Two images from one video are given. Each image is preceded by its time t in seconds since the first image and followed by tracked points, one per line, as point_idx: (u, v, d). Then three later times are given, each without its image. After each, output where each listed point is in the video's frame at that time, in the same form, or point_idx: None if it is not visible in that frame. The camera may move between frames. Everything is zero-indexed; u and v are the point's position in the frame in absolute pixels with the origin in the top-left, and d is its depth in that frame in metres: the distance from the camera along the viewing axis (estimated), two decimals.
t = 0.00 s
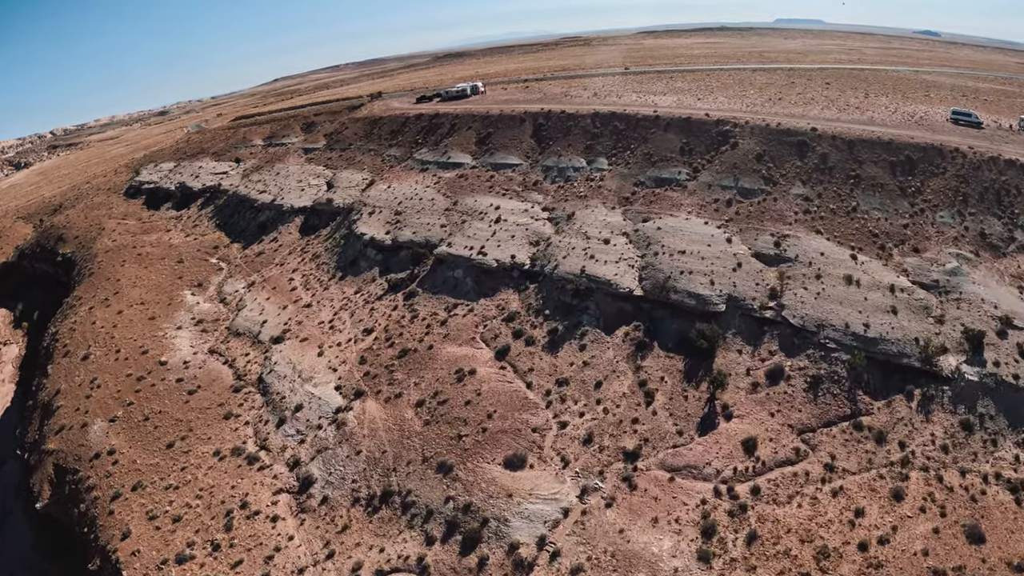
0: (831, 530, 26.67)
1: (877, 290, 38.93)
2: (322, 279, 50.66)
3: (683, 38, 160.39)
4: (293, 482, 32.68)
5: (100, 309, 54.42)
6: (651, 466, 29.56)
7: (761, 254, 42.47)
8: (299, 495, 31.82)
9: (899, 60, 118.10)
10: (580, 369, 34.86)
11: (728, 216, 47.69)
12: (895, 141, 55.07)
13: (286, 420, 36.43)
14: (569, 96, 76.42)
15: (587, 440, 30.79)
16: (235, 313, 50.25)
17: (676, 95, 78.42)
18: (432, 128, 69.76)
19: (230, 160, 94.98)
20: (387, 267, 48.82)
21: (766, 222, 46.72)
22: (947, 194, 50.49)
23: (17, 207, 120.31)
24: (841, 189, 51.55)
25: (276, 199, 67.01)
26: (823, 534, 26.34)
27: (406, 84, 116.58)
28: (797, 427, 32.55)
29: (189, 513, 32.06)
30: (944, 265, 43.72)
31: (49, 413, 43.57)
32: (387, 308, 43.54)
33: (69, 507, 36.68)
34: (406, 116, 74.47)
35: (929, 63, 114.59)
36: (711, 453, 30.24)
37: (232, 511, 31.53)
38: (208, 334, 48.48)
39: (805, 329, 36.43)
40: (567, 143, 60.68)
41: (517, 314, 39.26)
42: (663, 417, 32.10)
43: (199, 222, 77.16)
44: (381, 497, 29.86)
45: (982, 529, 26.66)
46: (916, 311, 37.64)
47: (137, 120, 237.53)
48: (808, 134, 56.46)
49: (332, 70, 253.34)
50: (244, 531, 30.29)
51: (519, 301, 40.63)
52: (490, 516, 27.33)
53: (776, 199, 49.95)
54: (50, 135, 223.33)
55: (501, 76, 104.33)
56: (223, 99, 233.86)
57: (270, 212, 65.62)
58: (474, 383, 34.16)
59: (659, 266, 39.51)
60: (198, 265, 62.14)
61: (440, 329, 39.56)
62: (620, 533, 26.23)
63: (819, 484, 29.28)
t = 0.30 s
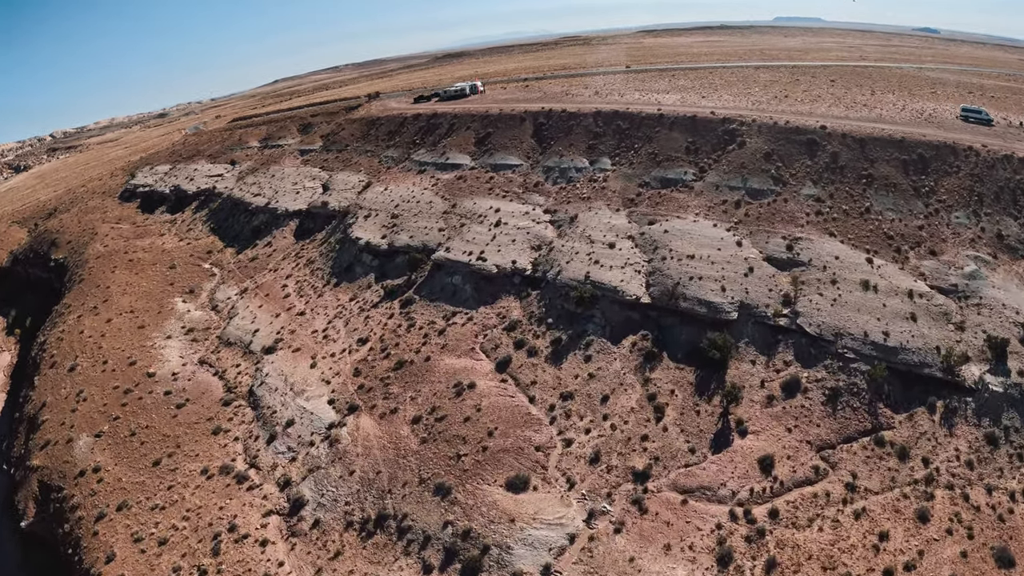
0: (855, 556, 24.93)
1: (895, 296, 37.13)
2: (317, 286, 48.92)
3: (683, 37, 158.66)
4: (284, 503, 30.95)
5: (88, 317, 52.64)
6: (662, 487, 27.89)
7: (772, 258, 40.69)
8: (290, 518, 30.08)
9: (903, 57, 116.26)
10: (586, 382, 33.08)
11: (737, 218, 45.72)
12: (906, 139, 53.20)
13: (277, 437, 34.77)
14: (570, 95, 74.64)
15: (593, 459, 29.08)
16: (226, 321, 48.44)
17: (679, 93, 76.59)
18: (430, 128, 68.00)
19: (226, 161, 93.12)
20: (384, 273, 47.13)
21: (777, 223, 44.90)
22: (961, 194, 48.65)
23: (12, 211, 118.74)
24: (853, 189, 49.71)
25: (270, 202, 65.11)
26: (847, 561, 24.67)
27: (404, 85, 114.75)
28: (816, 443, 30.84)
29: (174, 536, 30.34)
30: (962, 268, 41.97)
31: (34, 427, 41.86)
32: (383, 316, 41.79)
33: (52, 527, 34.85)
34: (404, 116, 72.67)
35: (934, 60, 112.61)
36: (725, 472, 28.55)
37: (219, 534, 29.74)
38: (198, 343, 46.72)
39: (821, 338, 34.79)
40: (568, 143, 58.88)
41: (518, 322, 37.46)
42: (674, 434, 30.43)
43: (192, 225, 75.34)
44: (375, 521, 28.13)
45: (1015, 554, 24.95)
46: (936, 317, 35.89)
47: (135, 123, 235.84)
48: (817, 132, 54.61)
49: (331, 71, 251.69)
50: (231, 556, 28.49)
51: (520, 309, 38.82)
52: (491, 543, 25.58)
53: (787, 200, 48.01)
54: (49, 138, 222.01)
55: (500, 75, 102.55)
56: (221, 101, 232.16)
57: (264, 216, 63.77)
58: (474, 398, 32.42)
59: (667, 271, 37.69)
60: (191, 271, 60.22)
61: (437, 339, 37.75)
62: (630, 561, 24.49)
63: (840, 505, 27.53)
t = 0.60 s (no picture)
0: None
1: (917, 304, 35.28)
2: (313, 294, 47.23)
3: (686, 36, 156.71)
4: (276, 528, 29.19)
5: (78, 327, 50.84)
6: (676, 513, 26.14)
7: (787, 264, 38.85)
8: (282, 544, 28.30)
9: (909, 54, 114.27)
10: (594, 398, 31.33)
11: (749, 221, 43.77)
12: (922, 138, 51.18)
13: (270, 456, 33.06)
14: (572, 95, 72.81)
15: (603, 482, 27.33)
16: (219, 331, 46.70)
17: (684, 92, 74.69)
18: (430, 130, 66.27)
19: (222, 164, 91.41)
20: (382, 281, 45.45)
21: (791, 226, 42.98)
22: (980, 195, 46.72)
23: (9, 217, 117.32)
24: (868, 190, 47.80)
25: (266, 206, 63.19)
26: None
27: (404, 85, 113.10)
28: (838, 463, 29.05)
29: (161, 563, 28.59)
30: (984, 274, 40.13)
31: (20, 443, 39.98)
32: (381, 327, 40.09)
33: (37, 549, 32.94)
34: (403, 117, 70.88)
35: (942, 57, 110.43)
36: (743, 496, 26.79)
37: (207, 562, 27.96)
38: (190, 355, 45.02)
39: (842, 349, 33.02)
40: (572, 144, 57.07)
41: (522, 333, 35.71)
42: (689, 454, 28.70)
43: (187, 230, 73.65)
44: (372, 549, 26.31)
45: None
46: (962, 326, 34.03)
47: (135, 125, 234.33)
48: (830, 131, 52.62)
49: (331, 73, 250.27)
50: None
51: (524, 319, 37.02)
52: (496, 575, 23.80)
53: (800, 202, 46.06)
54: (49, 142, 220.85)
55: (501, 75, 100.75)
56: (221, 103, 230.61)
57: (259, 221, 62.00)
58: (476, 416, 30.68)
59: (678, 278, 35.85)
60: (185, 278, 58.36)
61: (437, 352, 35.98)
62: None
63: (867, 531, 25.75)
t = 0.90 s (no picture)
0: None
1: (942, 315, 33.39)
2: (308, 303, 45.55)
3: (689, 36, 154.84)
4: (266, 556, 27.39)
5: (67, 337, 49.12)
6: (693, 543, 24.33)
7: (804, 272, 36.99)
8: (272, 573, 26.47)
9: (916, 53, 112.22)
10: (603, 417, 29.57)
11: (762, 226, 41.84)
12: (938, 139, 49.21)
13: (261, 477, 31.35)
14: (576, 95, 71.04)
15: (614, 510, 25.56)
16: (212, 341, 45.00)
17: (690, 91, 72.79)
18: (430, 131, 64.55)
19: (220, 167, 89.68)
20: (380, 290, 43.79)
21: (807, 231, 41.06)
22: (999, 198, 44.77)
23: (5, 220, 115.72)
24: (885, 194, 45.87)
25: (262, 210, 61.40)
26: None
27: (404, 86, 111.39)
28: (863, 487, 27.24)
29: None
30: (1008, 282, 38.28)
31: (5, 460, 38.11)
32: (378, 338, 38.37)
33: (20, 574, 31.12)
34: (403, 118, 69.11)
35: (950, 55, 108.28)
36: (764, 524, 24.98)
37: None
38: (181, 367, 43.30)
39: (864, 364, 31.23)
40: (576, 145, 55.30)
41: (527, 347, 33.96)
42: (704, 478, 26.95)
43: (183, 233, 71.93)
44: None
45: None
46: (989, 338, 32.19)
47: (136, 128, 233.19)
48: (843, 131, 50.66)
49: (332, 74, 248.90)
50: None
51: (528, 332, 35.25)
52: None
53: (815, 206, 44.09)
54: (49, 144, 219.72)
55: (502, 76, 99.00)
56: (221, 105, 229.23)
57: (255, 225, 60.28)
58: (478, 437, 28.94)
59: (690, 288, 34.04)
60: (178, 285, 56.60)
61: (437, 366, 34.22)
62: None
63: (897, 562, 23.92)
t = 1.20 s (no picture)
0: None
1: (968, 328, 31.55)
2: (304, 313, 43.95)
3: (692, 37, 152.92)
4: None
5: (56, 347, 47.34)
6: None
7: (822, 282, 35.18)
8: None
9: (923, 52, 110.32)
10: (613, 439, 27.83)
11: (777, 232, 39.99)
12: (955, 141, 47.24)
13: (252, 501, 29.56)
14: (580, 96, 69.34)
15: (627, 541, 23.86)
16: (204, 354, 43.32)
17: (697, 92, 71.00)
18: (431, 134, 62.91)
19: (217, 170, 88.12)
20: (378, 299, 42.17)
21: (824, 238, 39.22)
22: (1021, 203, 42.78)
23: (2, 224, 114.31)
24: (902, 198, 43.95)
25: (259, 215, 59.72)
26: None
27: (405, 88, 109.85)
28: (890, 515, 25.48)
29: None
30: None
31: None
32: (376, 352, 36.69)
33: None
34: (403, 119, 67.47)
35: (959, 54, 106.05)
36: (788, 558, 23.18)
37: None
38: (172, 380, 41.60)
39: (889, 381, 29.43)
40: (581, 148, 53.61)
41: (532, 363, 32.26)
42: (722, 507, 25.20)
43: (178, 238, 70.32)
44: None
45: None
46: (1019, 353, 30.33)
47: (136, 130, 232.01)
48: (858, 133, 48.77)
49: (333, 75, 247.54)
50: None
51: (533, 346, 33.52)
52: None
53: (831, 212, 42.16)
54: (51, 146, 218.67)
55: (505, 77, 97.32)
56: (222, 107, 228.16)
57: (251, 231, 58.63)
58: (480, 462, 27.20)
59: (704, 300, 32.25)
60: (172, 292, 54.88)
61: (437, 384, 32.50)
62: None
63: None
